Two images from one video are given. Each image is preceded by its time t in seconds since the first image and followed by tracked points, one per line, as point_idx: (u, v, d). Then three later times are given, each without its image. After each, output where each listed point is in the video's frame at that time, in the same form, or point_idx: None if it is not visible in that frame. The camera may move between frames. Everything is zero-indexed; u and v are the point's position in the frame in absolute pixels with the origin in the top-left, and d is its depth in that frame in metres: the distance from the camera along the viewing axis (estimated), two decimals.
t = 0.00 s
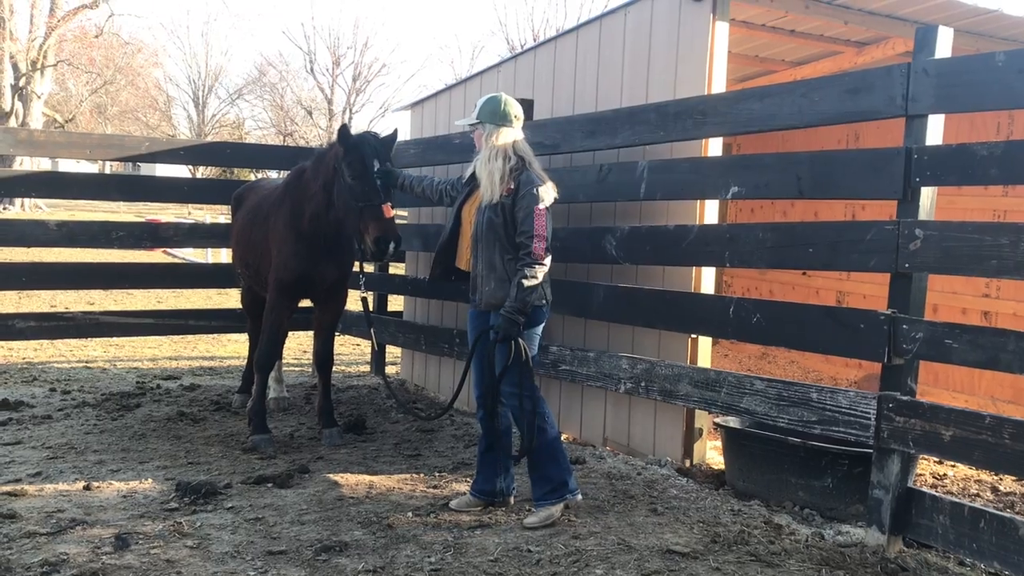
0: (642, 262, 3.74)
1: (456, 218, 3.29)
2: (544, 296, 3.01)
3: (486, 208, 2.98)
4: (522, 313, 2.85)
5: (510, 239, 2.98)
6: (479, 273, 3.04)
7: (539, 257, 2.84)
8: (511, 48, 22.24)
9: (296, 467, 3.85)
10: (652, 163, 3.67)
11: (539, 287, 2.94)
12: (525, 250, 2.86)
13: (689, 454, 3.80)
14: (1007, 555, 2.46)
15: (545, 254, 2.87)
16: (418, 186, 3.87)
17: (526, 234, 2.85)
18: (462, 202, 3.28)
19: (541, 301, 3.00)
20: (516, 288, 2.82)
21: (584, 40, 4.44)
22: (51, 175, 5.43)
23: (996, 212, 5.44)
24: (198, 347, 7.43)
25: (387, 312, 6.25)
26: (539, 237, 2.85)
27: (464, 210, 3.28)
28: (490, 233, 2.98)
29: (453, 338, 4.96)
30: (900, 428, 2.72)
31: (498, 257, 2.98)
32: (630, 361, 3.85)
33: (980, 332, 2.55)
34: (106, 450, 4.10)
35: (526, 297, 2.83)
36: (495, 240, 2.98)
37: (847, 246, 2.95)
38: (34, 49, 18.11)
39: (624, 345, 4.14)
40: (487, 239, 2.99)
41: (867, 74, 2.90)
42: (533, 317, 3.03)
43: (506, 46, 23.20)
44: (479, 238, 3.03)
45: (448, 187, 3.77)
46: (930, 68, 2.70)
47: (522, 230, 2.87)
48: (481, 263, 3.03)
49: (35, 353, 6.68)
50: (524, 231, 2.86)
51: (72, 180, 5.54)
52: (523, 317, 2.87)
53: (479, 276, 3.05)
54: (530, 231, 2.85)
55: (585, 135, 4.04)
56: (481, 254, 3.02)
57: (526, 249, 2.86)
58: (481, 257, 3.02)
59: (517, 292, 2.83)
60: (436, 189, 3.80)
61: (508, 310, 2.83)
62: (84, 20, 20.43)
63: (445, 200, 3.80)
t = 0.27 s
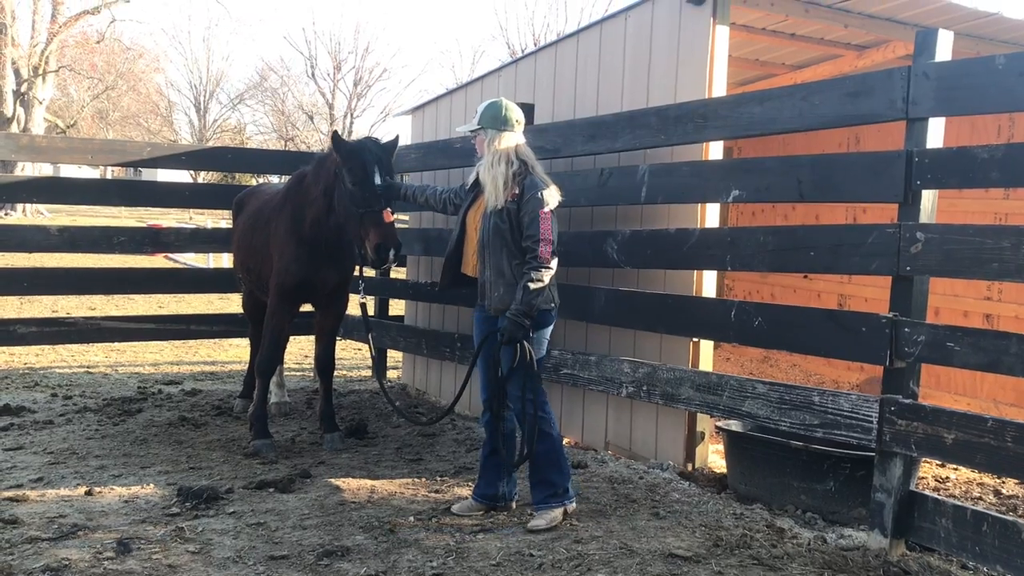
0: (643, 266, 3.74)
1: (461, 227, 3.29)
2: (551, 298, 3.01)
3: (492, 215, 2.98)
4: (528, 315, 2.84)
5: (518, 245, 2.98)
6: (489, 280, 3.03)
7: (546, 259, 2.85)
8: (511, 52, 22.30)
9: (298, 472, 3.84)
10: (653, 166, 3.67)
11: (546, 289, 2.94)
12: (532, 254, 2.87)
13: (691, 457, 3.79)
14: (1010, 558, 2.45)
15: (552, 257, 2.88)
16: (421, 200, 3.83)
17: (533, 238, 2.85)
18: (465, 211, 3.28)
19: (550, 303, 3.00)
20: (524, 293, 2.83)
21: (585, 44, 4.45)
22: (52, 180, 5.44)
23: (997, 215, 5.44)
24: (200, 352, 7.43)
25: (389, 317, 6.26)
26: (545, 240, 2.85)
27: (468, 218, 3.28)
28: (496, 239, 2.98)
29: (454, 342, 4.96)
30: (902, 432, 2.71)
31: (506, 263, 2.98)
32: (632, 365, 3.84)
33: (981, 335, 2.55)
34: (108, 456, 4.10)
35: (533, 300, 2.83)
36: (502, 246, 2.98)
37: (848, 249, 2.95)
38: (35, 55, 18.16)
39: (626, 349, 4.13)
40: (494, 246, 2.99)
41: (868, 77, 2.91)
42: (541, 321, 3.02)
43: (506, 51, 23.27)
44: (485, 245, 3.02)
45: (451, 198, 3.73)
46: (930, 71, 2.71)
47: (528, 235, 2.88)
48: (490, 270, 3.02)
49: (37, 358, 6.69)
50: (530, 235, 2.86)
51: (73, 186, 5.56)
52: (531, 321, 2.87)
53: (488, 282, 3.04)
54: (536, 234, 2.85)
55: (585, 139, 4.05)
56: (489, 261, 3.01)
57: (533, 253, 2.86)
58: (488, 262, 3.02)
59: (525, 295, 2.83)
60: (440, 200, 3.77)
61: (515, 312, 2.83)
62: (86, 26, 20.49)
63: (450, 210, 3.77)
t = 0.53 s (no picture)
0: (644, 269, 3.74)
1: (473, 235, 3.25)
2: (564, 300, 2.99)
3: (508, 221, 2.96)
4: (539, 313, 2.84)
5: (534, 250, 2.98)
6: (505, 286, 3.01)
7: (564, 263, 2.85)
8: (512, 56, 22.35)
9: (298, 476, 3.84)
10: (654, 170, 3.67)
11: (559, 290, 2.94)
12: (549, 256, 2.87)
13: (692, 461, 3.78)
14: (1012, 562, 2.45)
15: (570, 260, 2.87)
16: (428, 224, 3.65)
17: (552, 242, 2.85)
18: (475, 219, 3.25)
19: (563, 307, 3.00)
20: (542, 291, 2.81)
21: (585, 48, 4.45)
22: (53, 184, 5.44)
23: (997, 218, 5.45)
24: (200, 355, 7.43)
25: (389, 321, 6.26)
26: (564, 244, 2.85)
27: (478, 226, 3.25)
28: (513, 244, 2.96)
29: (455, 346, 4.96)
30: (903, 435, 2.71)
31: (524, 268, 2.97)
32: (632, 369, 3.84)
33: (983, 338, 2.54)
34: (108, 460, 4.10)
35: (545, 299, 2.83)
36: (520, 251, 2.96)
37: (849, 253, 2.95)
38: (37, 59, 18.19)
39: (626, 353, 4.13)
40: (511, 252, 2.98)
41: (868, 80, 2.91)
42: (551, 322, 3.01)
43: (507, 54, 23.31)
44: (502, 250, 3.01)
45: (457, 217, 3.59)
46: (931, 75, 2.71)
47: (545, 239, 2.88)
48: (507, 276, 3.01)
49: (37, 362, 6.69)
50: (549, 239, 2.86)
51: (74, 190, 5.56)
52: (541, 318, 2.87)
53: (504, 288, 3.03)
54: (555, 238, 2.86)
55: (586, 143, 4.05)
56: (505, 266, 3.00)
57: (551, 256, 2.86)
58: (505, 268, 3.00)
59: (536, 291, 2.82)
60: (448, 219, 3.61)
61: (523, 310, 2.83)
62: (87, 30, 20.52)
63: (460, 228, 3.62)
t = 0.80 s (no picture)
0: (644, 271, 3.74)
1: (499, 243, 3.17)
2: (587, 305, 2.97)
3: (543, 226, 2.93)
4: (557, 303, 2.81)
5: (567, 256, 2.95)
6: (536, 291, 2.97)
7: (599, 267, 2.84)
8: (512, 58, 22.40)
9: (298, 478, 3.84)
10: (654, 171, 3.67)
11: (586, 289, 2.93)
12: (581, 259, 2.85)
13: (692, 463, 3.78)
14: (1013, 564, 2.44)
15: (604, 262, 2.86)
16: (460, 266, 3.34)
17: (586, 245, 2.83)
18: (500, 227, 3.18)
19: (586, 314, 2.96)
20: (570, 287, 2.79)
21: (586, 50, 4.45)
22: (54, 185, 5.44)
23: (998, 220, 5.45)
24: (201, 357, 7.43)
25: (389, 322, 6.26)
26: (600, 248, 2.85)
27: (504, 234, 3.18)
28: (547, 249, 2.94)
29: (455, 347, 4.96)
30: (903, 437, 2.71)
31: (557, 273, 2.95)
32: (633, 371, 3.84)
33: (983, 340, 2.54)
34: (108, 461, 4.10)
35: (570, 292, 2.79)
36: (554, 256, 2.94)
37: (850, 254, 2.95)
38: (37, 60, 18.19)
39: (627, 354, 4.13)
40: (543, 257, 2.95)
41: (869, 82, 2.91)
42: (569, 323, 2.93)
43: (507, 55, 23.34)
44: (535, 255, 2.97)
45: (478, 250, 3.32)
46: (931, 77, 2.71)
47: (581, 242, 2.86)
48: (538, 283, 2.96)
49: (37, 364, 6.69)
50: (584, 243, 2.85)
51: (75, 191, 5.57)
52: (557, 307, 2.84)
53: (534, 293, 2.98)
54: (590, 242, 2.84)
55: (586, 145, 4.05)
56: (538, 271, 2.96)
57: (584, 258, 2.84)
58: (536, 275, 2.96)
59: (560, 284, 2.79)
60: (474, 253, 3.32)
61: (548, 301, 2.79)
62: (87, 31, 20.53)
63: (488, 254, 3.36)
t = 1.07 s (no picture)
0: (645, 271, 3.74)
1: (552, 254, 2.99)
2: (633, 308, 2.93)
3: (603, 231, 2.87)
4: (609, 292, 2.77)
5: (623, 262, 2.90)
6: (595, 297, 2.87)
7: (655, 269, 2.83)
8: (512, 58, 22.42)
9: (298, 477, 3.84)
10: (654, 171, 3.67)
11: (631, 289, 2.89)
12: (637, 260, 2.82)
13: (692, 463, 3.78)
14: (1013, 564, 2.44)
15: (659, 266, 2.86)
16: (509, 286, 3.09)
17: (644, 248, 2.81)
18: (553, 236, 2.99)
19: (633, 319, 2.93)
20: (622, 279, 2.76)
21: (586, 50, 4.45)
22: (54, 185, 5.44)
23: (998, 220, 5.45)
24: (201, 356, 7.42)
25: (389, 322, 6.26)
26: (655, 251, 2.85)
27: (556, 243, 3.00)
28: (607, 255, 2.88)
29: (455, 347, 4.96)
30: (903, 437, 2.71)
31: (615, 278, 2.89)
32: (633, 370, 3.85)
33: (984, 340, 2.54)
34: (108, 460, 4.10)
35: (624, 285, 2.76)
36: (611, 262, 2.89)
37: (850, 254, 2.95)
38: (37, 59, 18.18)
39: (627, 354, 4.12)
40: (601, 262, 2.89)
41: (869, 82, 2.91)
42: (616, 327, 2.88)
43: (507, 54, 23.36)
44: (594, 262, 2.89)
45: (520, 267, 3.09)
46: (931, 77, 2.71)
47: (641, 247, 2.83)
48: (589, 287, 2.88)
49: (37, 363, 6.68)
50: (642, 247, 2.83)
51: (75, 191, 5.56)
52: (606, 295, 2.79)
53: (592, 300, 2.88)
54: (647, 245, 2.83)
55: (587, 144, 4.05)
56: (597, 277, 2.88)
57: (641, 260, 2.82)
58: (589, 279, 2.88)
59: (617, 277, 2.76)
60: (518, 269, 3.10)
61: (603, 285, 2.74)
62: (87, 31, 20.52)
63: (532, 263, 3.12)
